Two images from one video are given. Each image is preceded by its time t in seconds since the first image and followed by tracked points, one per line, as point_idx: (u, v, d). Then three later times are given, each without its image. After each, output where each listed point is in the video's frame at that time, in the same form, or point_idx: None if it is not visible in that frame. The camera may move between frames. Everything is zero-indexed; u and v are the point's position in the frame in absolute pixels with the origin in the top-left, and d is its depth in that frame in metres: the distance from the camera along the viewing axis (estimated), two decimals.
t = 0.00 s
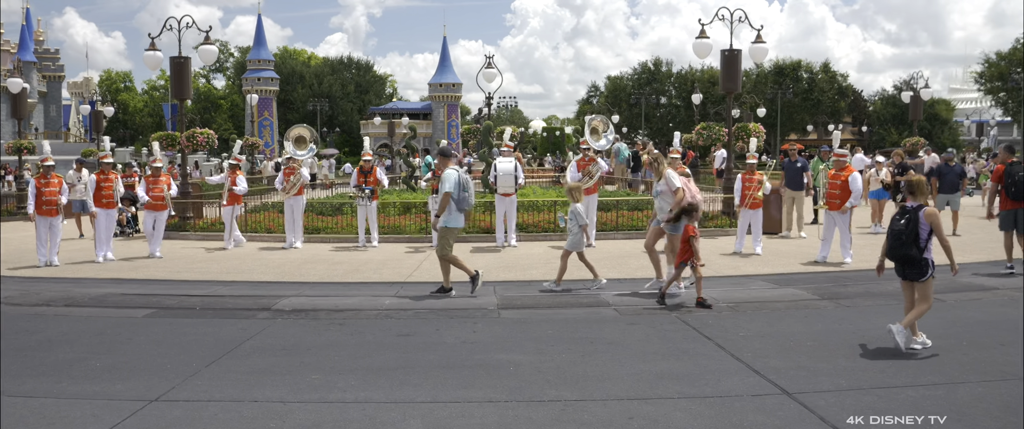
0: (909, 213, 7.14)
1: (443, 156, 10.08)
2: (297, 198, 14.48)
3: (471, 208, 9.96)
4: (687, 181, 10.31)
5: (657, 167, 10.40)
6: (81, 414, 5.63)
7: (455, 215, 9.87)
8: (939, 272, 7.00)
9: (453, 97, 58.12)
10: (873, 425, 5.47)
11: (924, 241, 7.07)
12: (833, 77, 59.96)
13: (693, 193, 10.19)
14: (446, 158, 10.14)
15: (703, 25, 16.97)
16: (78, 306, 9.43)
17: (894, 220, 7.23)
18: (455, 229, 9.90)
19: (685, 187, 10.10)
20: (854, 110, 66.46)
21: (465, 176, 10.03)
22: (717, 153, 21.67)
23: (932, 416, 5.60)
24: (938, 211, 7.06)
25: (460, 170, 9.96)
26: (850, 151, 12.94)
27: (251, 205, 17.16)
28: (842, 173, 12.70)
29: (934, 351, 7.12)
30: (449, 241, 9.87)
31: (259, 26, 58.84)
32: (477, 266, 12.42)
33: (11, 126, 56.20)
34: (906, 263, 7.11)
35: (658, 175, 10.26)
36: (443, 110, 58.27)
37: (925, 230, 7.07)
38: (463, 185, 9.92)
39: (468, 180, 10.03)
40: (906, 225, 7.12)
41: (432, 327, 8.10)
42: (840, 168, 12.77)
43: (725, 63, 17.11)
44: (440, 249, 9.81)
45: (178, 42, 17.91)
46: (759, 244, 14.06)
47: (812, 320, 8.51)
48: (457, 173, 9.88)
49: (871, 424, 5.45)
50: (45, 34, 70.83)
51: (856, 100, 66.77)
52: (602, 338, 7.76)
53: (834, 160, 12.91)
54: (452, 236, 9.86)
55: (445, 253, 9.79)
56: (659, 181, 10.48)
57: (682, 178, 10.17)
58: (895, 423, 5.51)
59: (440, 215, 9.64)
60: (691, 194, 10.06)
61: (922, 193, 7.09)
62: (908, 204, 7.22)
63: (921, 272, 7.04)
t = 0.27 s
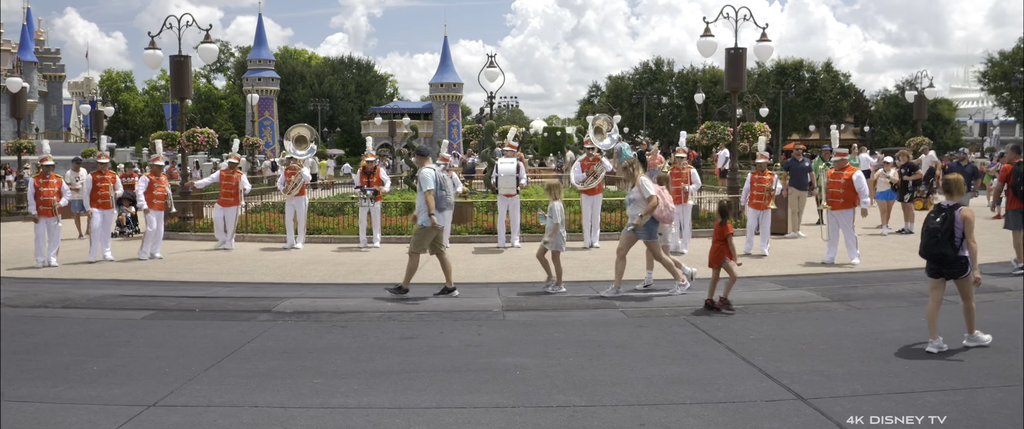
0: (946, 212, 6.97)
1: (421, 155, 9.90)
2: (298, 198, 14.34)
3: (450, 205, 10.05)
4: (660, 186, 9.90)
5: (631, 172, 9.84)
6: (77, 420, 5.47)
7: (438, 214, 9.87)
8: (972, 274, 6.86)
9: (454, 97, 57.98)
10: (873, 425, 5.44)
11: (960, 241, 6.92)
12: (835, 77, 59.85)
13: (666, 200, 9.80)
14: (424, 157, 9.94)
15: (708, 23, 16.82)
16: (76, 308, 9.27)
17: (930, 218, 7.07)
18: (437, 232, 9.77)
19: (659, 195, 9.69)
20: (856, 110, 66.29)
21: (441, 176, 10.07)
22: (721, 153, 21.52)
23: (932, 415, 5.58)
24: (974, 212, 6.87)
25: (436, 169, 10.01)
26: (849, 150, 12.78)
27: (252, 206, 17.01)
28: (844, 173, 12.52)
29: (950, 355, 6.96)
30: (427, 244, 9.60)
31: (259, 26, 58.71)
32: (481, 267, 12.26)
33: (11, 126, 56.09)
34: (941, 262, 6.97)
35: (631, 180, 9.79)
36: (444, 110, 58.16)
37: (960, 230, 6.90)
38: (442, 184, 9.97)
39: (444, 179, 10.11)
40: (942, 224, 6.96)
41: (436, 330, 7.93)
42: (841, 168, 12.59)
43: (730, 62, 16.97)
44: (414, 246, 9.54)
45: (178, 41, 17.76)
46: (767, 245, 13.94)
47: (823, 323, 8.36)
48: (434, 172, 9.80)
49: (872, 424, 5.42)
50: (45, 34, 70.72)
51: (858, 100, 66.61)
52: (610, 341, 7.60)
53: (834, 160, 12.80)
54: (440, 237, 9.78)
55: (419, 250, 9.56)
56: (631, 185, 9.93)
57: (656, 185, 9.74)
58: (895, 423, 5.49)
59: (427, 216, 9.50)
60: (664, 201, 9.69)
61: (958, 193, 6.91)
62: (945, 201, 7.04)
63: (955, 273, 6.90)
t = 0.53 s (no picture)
0: (987, 211, 6.88)
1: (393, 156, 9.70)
2: (300, 198, 14.18)
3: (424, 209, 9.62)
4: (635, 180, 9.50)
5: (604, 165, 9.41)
6: (71, 426, 5.32)
7: (407, 218, 9.60)
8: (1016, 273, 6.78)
9: (457, 97, 57.85)
10: (873, 425, 5.37)
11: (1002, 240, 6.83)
12: (839, 77, 59.67)
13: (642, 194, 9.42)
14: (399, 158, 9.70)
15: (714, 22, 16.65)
16: (74, 309, 9.11)
17: (972, 218, 6.99)
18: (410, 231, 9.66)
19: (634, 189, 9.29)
20: (860, 110, 66.11)
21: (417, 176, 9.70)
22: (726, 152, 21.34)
23: (932, 415, 5.52)
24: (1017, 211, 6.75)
25: (410, 171, 9.65)
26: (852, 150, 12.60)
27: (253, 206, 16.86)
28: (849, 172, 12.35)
29: (968, 359, 6.78)
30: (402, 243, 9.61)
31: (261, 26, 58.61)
32: (486, 268, 12.10)
33: (14, 126, 56.01)
34: (984, 261, 6.91)
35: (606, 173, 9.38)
36: (447, 110, 58.05)
37: (1002, 229, 6.81)
38: (413, 186, 9.59)
39: (422, 180, 9.74)
40: (983, 223, 6.87)
41: (440, 333, 7.77)
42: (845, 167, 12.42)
43: (736, 60, 16.82)
44: (388, 250, 9.52)
45: (179, 39, 17.61)
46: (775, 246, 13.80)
47: (835, 326, 8.19)
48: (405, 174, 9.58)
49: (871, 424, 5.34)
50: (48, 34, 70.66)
51: (862, 100, 66.43)
52: (619, 345, 7.44)
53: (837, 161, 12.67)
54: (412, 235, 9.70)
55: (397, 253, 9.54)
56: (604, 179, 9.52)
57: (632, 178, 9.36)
58: (895, 423, 5.41)
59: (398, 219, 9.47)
60: (640, 196, 9.31)
61: (1000, 192, 6.79)
62: (986, 201, 6.95)
63: (999, 272, 6.84)
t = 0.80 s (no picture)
0: None
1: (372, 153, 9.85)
2: (305, 198, 14.06)
3: (404, 207, 9.67)
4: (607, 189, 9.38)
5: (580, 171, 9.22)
6: None
7: (387, 216, 9.54)
8: None
9: (461, 97, 57.75)
10: (873, 424, 5.36)
11: None
12: (845, 76, 59.47)
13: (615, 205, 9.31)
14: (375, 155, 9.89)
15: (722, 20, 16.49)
16: (76, 311, 8.99)
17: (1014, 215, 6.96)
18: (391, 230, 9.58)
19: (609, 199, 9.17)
20: (867, 109, 65.92)
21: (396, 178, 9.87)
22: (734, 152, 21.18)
23: (932, 416, 5.51)
24: None
25: (389, 171, 9.84)
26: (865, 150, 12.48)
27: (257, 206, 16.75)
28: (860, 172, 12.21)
29: (988, 365, 6.63)
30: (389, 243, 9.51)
31: (266, 25, 58.59)
32: (492, 269, 11.95)
33: (19, 126, 56.03)
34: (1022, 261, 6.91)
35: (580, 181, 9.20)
36: (452, 110, 57.97)
37: None
38: (391, 185, 9.71)
39: (400, 182, 9.90)
40: None
41: (447, 336, 7.63)
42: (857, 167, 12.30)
43: (744, 59, 16.64)
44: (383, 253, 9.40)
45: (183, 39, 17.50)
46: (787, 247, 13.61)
47: (850, 329, 8.03)
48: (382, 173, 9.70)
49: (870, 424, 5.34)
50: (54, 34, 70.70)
51: (868, 99, 66.22)
52: (630, 349, 7.30)
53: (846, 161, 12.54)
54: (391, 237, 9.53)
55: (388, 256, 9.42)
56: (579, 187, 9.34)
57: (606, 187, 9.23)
58: (895, 422, 5.39)
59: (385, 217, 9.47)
60: (616, 206, 9.18)
61: None
62: None
63: None
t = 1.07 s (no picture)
0: None
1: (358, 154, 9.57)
2: (313, 198, 13.97)
3: (386, 212, 9.46)
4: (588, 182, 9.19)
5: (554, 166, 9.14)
6: None
7: (367, 220, 9.41)
8: None
9: (468, 97, 57.64)
10: (873, 425, 5.37)
11: None
12: (854, 76, 59.17)
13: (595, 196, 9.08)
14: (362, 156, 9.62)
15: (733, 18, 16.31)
16: (81, 313, 8.86)
17: None
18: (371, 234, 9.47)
19: (584, 191, 8.98)
20: (875, 109, 65.60)
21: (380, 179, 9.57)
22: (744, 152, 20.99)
23: (931, 416, 5.51)
24: None
25: (374, 173, 9.53)
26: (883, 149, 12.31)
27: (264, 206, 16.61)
28: (878, 173, 12.07)
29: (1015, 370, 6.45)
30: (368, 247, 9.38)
31: (272, 26, 58.56)
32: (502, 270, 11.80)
33: (26, 126, 56.10)
34: None
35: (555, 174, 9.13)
36: (458, 110, 57.87)
37: None
38: (374, 188, 9.45)
39: (384, 184, 9.60)
40: None
41: (458, 339, 7.48)
42: (875, 167, 12.13)
43: (755, 58, 16.45)
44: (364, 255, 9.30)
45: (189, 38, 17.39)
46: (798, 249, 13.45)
47: (869, 332, 7.86)
48: (367, 175, 9.41)
49: (870, 424, 5.34)
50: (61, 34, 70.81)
51: (877, 99, 65.89)
52: (645, 353, 7.14)
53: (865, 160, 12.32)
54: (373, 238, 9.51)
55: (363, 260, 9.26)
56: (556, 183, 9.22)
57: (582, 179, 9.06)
58: (895, 422, 5.39)
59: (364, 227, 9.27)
60: (592, 197, 8.96)
61: None
62: None
63: None
